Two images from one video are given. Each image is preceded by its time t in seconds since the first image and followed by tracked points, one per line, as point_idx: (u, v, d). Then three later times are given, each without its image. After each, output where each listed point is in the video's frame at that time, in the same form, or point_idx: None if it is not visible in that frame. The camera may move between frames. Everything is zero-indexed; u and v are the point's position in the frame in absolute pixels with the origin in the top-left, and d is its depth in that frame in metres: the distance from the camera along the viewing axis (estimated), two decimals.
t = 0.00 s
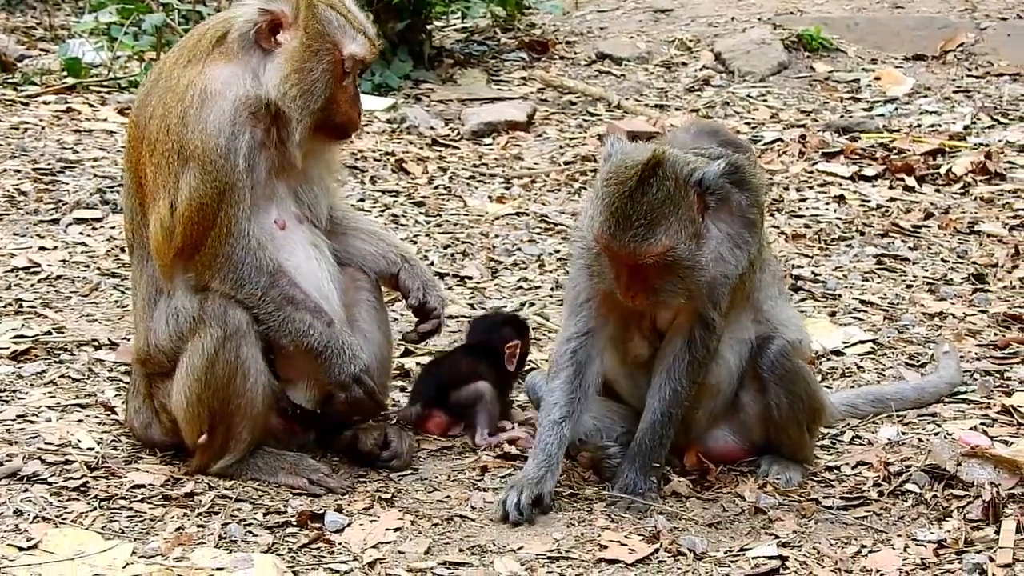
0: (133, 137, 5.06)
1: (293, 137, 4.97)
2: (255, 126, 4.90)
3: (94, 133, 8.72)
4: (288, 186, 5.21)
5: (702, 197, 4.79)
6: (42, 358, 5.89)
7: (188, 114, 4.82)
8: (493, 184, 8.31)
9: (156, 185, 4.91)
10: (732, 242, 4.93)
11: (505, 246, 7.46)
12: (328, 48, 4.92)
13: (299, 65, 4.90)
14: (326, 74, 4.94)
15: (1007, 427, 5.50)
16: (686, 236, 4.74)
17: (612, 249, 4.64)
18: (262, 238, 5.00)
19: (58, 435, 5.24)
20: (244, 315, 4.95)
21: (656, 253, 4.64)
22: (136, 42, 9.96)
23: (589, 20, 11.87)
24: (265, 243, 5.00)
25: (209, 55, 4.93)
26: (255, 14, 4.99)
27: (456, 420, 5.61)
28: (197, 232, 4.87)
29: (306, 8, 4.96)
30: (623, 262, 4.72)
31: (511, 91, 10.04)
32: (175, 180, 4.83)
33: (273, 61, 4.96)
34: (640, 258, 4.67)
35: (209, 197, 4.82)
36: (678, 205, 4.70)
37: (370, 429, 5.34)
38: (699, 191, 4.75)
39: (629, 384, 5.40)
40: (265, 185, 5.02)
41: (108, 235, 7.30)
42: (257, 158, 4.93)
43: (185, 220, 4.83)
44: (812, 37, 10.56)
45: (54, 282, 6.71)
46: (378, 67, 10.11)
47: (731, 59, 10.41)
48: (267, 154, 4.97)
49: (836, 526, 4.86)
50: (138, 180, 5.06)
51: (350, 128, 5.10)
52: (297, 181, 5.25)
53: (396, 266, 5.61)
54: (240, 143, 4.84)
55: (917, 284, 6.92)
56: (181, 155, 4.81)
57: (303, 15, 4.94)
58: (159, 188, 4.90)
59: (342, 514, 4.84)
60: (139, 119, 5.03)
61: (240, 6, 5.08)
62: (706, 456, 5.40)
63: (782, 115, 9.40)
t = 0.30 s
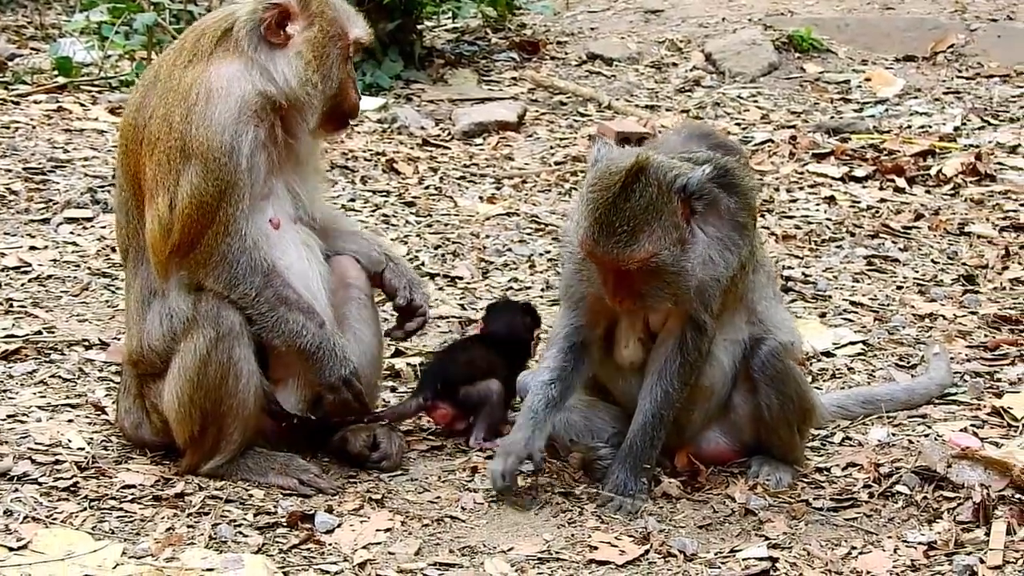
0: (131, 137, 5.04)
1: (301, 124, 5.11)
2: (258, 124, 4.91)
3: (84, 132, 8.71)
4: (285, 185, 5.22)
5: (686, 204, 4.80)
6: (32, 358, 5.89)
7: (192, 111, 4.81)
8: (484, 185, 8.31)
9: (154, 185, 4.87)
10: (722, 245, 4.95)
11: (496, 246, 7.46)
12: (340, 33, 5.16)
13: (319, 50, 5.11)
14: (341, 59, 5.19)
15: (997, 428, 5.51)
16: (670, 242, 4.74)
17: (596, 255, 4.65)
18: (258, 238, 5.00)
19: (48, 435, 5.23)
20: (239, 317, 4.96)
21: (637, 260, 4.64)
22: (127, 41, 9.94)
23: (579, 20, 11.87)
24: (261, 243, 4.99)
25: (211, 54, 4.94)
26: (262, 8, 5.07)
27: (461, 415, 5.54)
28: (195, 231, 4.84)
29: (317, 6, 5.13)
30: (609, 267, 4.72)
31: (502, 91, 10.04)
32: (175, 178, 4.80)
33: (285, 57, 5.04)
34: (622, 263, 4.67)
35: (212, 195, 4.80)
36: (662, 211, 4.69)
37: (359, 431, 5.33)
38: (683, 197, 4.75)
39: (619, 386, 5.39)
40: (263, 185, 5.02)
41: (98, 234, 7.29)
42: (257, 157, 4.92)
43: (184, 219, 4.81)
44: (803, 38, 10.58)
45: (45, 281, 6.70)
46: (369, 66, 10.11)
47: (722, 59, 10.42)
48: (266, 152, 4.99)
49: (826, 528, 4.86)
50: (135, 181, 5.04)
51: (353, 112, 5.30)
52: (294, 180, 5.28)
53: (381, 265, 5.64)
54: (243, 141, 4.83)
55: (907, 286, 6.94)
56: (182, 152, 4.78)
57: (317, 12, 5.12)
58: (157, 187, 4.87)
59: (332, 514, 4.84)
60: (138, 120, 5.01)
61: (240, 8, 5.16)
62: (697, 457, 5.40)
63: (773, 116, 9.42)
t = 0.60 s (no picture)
0: (138, 134, 5.03)
1: (314, 122, 5.14)
2: (271, 124, 4.93)
3: (75, 136, 8.74)
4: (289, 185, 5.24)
5: (672, 204, 4.81)
6: (23, 361, 5.90)
7: (210, 108, 4.81)
8: (475, 187, 8.33)
9: (165, 180, 4.86)
10: (709, 244, 4.97)
11: (487, 249, 7.48)
12: (349, 29, 5.27)
13: (338, 43, 5.19)
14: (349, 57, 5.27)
15: (987, 428, 5.53)
16: (658, 241, 4.72)
17: (585, 255, 4.64)
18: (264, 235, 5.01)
19: (39, 438, 5.25)
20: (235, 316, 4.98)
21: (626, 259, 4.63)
22: (118, 46, 9.97)
23: (570, 23, 11.89)
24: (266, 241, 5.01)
25: (224, 54, 4.95)
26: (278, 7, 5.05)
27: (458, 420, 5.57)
28: (206, 226, 4.85)
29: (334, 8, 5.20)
30: (597, 270, 4.71)
31: (493, 94, 10.06)
32: (188, 173, 4.80)
33: (303, 57, 5.06)
34: (612, 264, 4.67)
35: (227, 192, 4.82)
36: (649, 211, 4.69)
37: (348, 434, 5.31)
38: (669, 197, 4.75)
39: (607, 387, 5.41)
40: (271, 184, 5.04)
41: (89, 238, 7.31)
42: (268, 156, 4.94)
43: (194, 212, 4.81)
44: (793, 41, 10.60)
45: (36, 285, 6.72)
46: (360, 69, 10.13)
47: (712, 62, 10.44)
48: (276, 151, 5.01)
49: (817, 528, 4.87)
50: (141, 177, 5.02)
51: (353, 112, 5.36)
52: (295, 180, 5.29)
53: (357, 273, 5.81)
54: (257, 140, 4.85)
55: (898, 287, 6.96)
56: (196, 147, 4.79)
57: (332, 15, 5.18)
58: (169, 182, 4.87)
59: (324, 516, 4.85)
60: (146, 118, 5.01)
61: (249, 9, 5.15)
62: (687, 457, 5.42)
63: (764, 118, 9.44)
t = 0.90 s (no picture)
0: (168, 114, 5.01)
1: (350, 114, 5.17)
2: (309, 101, 4.98)
3: (64, 138, 8.75)
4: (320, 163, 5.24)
5: (669, 203, 4.82)
6: (12, 362, 5.91)
7: (253, 84, 4.83)
8: (465, 188, 8.34)
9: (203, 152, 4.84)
10: (704, 245, 4.98)
11: (477, 249, 7.49)
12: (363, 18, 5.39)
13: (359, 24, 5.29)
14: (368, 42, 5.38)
15: (977, 428, 5.54)
16: (659, 243, 4.73)
17: (587, 261, 4.63)
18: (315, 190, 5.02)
19: (28, 439, 5.27)
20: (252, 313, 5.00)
21: (629, 263, 4.62)
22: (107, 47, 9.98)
23: (560, 24, 11.89)
24: (318, 194, 5.01)
25: (257, 39, 4.97)
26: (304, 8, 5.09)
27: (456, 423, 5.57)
28: (243, 200, 4.83)
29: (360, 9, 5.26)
30: (597, 276, 4.70)
31: (483, 95, 10.07)
32: (231, 144, 4.80)
33: (329, 56, 5.09)
34: (614, 268, 4.65)
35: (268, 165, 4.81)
36: (649, 213, 4.69)
37: (336, 438, 5.31)
38: (666, 197, 4.77)
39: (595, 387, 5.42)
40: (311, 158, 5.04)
41: (78, 239, 7.33)
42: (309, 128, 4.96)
43: (239, 178, 4.79)
44: (783, 41, 10.63)
45: (25, 286, 6.73)
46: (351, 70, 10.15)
47: (702, 62, 10.46)
48: (315, 124, 5.03)
49: (807, 527, 4.87)
50: (170, 154, 4.99)
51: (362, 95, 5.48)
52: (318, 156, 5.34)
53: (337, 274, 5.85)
54: (301, 116, 4.89)
55: (888, 287, 6.97)
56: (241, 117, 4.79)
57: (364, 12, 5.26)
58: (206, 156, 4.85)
59: (314, 516, 4.86)
60: (178, 101, 5.00)
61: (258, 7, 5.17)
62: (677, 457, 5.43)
63: (753, 119, 9.46)
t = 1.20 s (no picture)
0: (231, 66, 5.12)
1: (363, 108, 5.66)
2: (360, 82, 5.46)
3: (54, 139, 8.75)
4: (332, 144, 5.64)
5: (653, 205, 4.81)
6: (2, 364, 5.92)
7: (328, 56, 5.23)
8: (455, 190, 8.35)
9: (291, 105, 5.07)
10: (688, 247, 4.98)
11: (467, 251, 7.50)
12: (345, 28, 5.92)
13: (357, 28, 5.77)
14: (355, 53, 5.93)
15: (966, 429, 5.55)
16: (644, 247, 4.75)
17: (572, 265, 4.65)
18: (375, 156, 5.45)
19: (18, 441, 5.27)
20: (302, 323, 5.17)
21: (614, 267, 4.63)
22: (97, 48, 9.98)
23: (550, 25, 11.90)
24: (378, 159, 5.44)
25: (310, 21, 5.40)
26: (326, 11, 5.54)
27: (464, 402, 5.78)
28: (335, 155, 5.16)
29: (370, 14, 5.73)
30: (582, 280, 4.71)
31: (473, 96, 10.07)
32: (322, 100, 5.12)
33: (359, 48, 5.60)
34: (599, 272, 4.67)
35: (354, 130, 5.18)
36: (633, 217, 4.70)
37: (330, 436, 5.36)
38: (650, 199, 4.77)
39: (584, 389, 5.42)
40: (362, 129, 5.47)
41: (68, 240, 7.33)
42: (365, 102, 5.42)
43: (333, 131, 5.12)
44: (773, 43, 10.64)
45: (15, 287, 6.73)
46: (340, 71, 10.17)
47: (692, 64, 10.47)
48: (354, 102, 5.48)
49: (796, 529, 4.87)
50: (234, 100, 5.07)
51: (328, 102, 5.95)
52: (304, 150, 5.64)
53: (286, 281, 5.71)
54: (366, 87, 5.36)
55: (877, 288, 6.99)
56: (326, 80, 5.16)
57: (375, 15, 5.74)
58: (291, 112, 5.09)
59: (304, 518, 4.86)
60: (239, 56, 5.14)
61: None
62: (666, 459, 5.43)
63: (743, 120, 9.47)
